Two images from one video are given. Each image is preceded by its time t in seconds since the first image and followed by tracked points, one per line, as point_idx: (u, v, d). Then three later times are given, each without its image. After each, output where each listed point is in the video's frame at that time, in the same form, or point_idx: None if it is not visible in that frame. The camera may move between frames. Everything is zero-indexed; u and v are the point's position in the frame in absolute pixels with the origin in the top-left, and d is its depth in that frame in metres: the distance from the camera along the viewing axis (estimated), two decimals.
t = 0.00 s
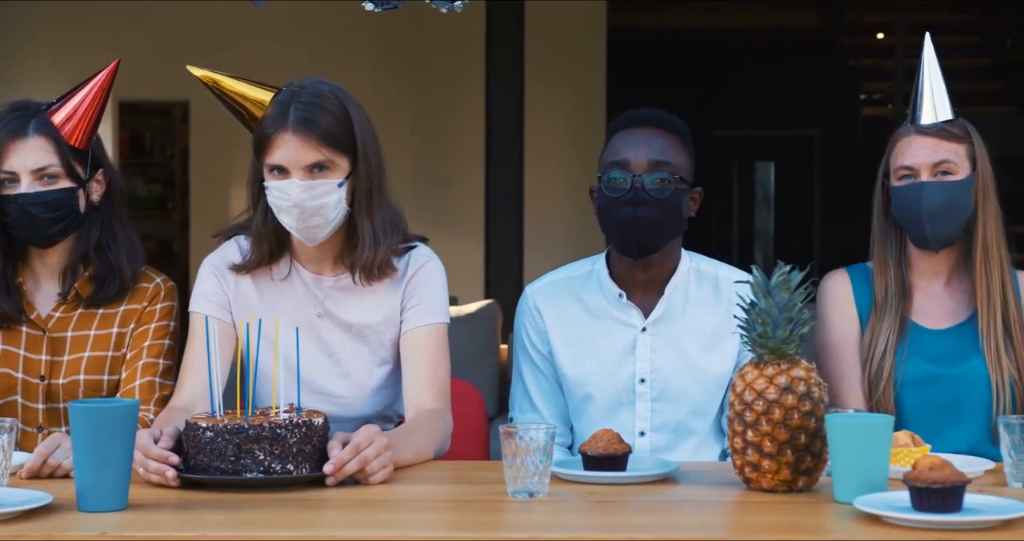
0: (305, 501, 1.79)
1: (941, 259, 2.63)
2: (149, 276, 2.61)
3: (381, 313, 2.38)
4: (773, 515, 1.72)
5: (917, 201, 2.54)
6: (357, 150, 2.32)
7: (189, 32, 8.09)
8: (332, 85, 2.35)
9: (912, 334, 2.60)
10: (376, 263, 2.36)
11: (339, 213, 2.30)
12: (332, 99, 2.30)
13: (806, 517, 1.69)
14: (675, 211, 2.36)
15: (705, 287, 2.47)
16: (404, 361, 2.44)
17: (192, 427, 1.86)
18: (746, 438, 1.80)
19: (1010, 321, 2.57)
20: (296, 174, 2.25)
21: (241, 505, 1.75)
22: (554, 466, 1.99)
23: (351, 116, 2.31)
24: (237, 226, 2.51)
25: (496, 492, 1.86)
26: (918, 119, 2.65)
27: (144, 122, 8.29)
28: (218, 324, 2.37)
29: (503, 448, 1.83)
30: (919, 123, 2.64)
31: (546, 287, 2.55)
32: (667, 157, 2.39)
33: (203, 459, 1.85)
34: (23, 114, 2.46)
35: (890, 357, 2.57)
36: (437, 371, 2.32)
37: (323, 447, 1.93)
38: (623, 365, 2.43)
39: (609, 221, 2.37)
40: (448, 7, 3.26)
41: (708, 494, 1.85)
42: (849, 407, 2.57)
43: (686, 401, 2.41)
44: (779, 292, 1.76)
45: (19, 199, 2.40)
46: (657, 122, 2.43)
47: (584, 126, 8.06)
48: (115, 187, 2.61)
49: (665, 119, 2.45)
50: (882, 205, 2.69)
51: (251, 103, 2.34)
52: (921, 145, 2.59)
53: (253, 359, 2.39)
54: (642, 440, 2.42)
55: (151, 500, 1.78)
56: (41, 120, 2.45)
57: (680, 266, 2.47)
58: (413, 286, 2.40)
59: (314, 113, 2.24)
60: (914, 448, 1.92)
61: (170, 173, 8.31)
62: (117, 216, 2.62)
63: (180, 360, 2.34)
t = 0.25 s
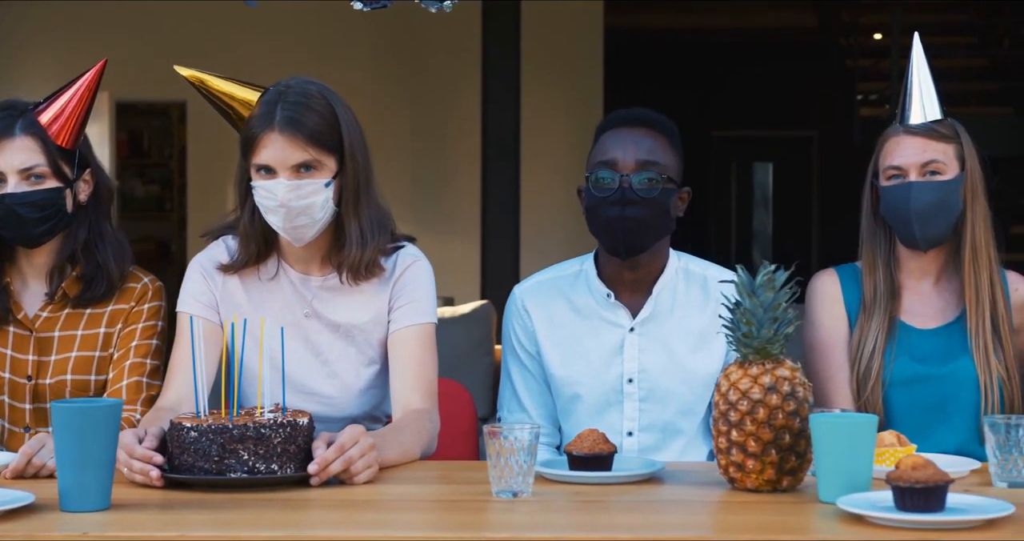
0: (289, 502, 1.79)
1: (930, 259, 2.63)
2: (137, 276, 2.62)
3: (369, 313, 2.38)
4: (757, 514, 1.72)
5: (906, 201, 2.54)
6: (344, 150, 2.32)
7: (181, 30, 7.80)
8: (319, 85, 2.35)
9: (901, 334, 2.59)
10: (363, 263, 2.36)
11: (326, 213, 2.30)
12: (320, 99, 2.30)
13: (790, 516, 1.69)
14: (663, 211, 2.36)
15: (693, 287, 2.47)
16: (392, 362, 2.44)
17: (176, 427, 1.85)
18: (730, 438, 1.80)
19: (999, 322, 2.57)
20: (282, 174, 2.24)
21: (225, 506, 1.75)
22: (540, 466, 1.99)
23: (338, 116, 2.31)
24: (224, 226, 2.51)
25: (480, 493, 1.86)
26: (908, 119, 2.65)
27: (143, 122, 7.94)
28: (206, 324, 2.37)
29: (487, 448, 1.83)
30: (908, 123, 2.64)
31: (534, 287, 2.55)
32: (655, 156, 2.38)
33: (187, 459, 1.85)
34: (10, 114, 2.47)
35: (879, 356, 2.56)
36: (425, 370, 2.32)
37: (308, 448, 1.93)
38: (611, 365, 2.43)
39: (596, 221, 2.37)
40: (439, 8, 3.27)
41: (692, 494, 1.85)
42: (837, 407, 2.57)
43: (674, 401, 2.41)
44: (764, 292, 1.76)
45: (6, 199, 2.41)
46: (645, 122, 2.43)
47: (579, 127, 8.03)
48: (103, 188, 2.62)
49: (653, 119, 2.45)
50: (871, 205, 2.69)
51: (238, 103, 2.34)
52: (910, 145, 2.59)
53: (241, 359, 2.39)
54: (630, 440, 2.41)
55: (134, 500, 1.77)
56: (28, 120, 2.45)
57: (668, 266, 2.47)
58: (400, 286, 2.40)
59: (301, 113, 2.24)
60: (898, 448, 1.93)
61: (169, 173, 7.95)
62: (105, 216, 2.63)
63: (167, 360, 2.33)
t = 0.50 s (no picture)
0: (271, 501, 1.78)
1: (918, 259, 2.63)
2: (123, 275, 2.63)
3: (354, 313, 2.37)
4: (739, 513, 1.72)
5: (892, 201, 2.53)
6: (328, 149, 2.31)
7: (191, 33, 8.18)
8: (303, 84, 2.35)
9: (888, 334, 2.59)
10: (348, 263, 2.36)
11: (310, 213, 2.29)
12: (304, 98, 2.29)
13: (772, 516, 1.68)
14: (648, 210, 2.35)
15: (679, 287, 2.47)
16: (377, 362, 2.43)
17: (158, 427, 1.85)
18: (712, 438, 1.79)
19: (986, 322, 2.57)
20: (267, 173, 2.24)
21: (205, 506, 1.75)
22: (523, 465, 1.99)
23: (322, 115, 2.31)
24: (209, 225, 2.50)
25: (460, 493, 1.86)
26: (895, 118, 2.64)
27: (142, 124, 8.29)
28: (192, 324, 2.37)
29: (468, 447, 1.83)
30: (895, 122, 2.63)
31: (520, 287, 2.55)
32: (640, 156, 2.38)
33: (168, 459, 1.84)
34: None
35: (865, 356, 2.56)
36: (410, 370, 2.31)
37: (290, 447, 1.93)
38: (597, 365, 2.43)
39: (582, 221, 2.36)
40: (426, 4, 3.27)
41: (675, 493, 1.85)
42: (824, 407, 2.57)
43: (661, 400, 2.41)
44: (745, 291, 1.76)
45: None
46: (630, 121, 2.43)
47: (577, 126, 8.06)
48: (87, 186, 2.62)
49: (639, 118, 2.45)
50: (859, 204, 2.69)
51: (223, 102, 2.33)
52: (896, 144, 2.59)
53: (226, 359, 2.38)
54: (616, 440, 2.41)
55: (115, 500, 1.77)
56: (12, 119, 2.43)
57: (654, 266, 2.47)
58: (385, 286, 2.40)
59: (286, 113, 2.23)
60: (882, 448, 1.91)
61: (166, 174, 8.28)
62: (90, 215, 2.64)
63: (153, 360, 2.33)
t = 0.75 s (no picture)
0: (254, 501, 1.78)
1: (906, 259, 2.63)
2: (109, 275, 2.63)
3: (340, 312, 2.37)
4: (723, 513, 1.72)
5: (881, 200, 2.53)
6: (314, 149, 2.31)
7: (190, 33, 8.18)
8: (288, 84, 2.35)
9: (877, 333, 2.59)
10: (334, 263, 2.36)
11: (296, 213, 2.29)
12: (290, 98, 2.29)
13: (754, 516, 1.68)
14: (635, 210, 2.35)
15: (667, 286, 2.47)
16: (364, 361, 2.43)
17: (140, 427, 1.84)
18: (695, 437, 1.79)
19: (974, 322, 2.57)
20: (252, 173, 2.24)
21: (187, 506, 1.74)
22: (507, 465, 1.98)
23: (308, 114, 2.31)
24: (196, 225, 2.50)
25: (444, 493, 1.86)
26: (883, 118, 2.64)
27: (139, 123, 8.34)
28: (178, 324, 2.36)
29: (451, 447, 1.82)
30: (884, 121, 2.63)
31: (508, 286, 2.54)
32: (627, 155, 2.38)
33: (151, 459, 1.84)
34: None
35: (853, 355, 2.56)
36: (396, 370, 2.31)
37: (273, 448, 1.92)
38: (584, 364, 2.42)
39: (568, 220, 2.36)
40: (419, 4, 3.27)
41: (658, 493, 1.85)
42: (812, 407, 2.56)
43: (647, 400, 2.41)
44: (729, 290, 1.76)
45: None
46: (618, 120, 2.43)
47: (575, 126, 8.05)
48: (73, 187, 2.63)
49: (626, 117, 2.45)
50: (847, 203, 2.69)
51: (209, 102, 2.33)
52: (885, 144, 2.58)
53: (213, 359, 2.37)
54: (604, 440, 2.40)
55: (97, 500, 1.77)
56: None
57: (641, 266, 2.47)
58: (372, 285, 2.39)
59: (272, 112, 2.23)
60: (866, 447, 1.90)
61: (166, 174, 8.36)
62: (77, 215, 2.64)
63: (139, 359, 2.32)
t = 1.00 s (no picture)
0: (232, 501, 1.77)
1: (892, 258, 2.63)
2: (93, 274, 2.64)
3: (324, 312, 2.36)
4: (702, 512, 1.71)
5: (867, 200, 2.53)
6: (297, 148, 2.30)
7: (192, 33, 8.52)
8: (272, 82, 2.34)
9: (862, 332, 2.58)
10: (316, 262, 2.35)
11: (279, 212, 2.28)
12: (272, 96, 2.28)
13: (734, 516, 1.67)
14: (620, 209, 2.34)
15: (651, 286, 2.47)
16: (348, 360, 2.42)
17: (119, 427, 1.84)
18: (675, 437, 1.79)
19: (961, 321, 2.56)
20: (235, 172, 2.23)
21: (166, 506, 1.74)
22: (488, 465, 1.98)
23: (291, 113, 2.30)
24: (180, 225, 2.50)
25: (424, 494, 1.85)
26: (869, 116, 2.63)
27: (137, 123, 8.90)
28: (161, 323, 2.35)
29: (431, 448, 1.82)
30: (869, 120, 2.62)
31: (493, 286, 2.54)
32: (611, 154, 2.37)
33: (130, 459, 1.83)
34: None
35: (839, 354, 2.56)
36: (380, 370, 2.30)
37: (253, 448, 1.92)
38: (569, 364, 2.42)
39: (552, 220, 2.35)
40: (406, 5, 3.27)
41: (639, 493, 1.84)
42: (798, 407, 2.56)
43: (632, 400, 2.41)
44: (709, 290, 1.75)
45: None
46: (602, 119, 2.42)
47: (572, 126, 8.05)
48: (57, 185, 2.62)
49: (611, 116, 2.44)
50: (834, 202, 2.68)
51: (191, 101, 2.33)
52: (871, 143, 2.58)
53: (197, 359, 2.37)
54: (588, 439, 2.40)
55: (76, 500, 1.76)
56: None
57: (627, 265, 2.46)
58: (356, 285, 2.39)
59: (254, 111, 2.22)
60: (848, 447, 1.89)
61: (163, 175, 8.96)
62: (60, 214, 2.64)
63: (123, 359, 2.32)
